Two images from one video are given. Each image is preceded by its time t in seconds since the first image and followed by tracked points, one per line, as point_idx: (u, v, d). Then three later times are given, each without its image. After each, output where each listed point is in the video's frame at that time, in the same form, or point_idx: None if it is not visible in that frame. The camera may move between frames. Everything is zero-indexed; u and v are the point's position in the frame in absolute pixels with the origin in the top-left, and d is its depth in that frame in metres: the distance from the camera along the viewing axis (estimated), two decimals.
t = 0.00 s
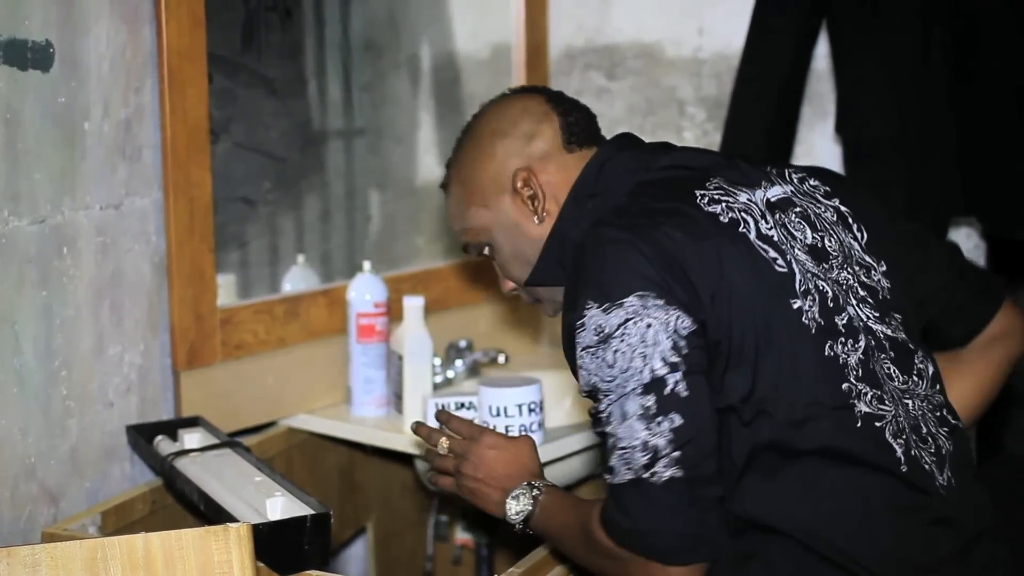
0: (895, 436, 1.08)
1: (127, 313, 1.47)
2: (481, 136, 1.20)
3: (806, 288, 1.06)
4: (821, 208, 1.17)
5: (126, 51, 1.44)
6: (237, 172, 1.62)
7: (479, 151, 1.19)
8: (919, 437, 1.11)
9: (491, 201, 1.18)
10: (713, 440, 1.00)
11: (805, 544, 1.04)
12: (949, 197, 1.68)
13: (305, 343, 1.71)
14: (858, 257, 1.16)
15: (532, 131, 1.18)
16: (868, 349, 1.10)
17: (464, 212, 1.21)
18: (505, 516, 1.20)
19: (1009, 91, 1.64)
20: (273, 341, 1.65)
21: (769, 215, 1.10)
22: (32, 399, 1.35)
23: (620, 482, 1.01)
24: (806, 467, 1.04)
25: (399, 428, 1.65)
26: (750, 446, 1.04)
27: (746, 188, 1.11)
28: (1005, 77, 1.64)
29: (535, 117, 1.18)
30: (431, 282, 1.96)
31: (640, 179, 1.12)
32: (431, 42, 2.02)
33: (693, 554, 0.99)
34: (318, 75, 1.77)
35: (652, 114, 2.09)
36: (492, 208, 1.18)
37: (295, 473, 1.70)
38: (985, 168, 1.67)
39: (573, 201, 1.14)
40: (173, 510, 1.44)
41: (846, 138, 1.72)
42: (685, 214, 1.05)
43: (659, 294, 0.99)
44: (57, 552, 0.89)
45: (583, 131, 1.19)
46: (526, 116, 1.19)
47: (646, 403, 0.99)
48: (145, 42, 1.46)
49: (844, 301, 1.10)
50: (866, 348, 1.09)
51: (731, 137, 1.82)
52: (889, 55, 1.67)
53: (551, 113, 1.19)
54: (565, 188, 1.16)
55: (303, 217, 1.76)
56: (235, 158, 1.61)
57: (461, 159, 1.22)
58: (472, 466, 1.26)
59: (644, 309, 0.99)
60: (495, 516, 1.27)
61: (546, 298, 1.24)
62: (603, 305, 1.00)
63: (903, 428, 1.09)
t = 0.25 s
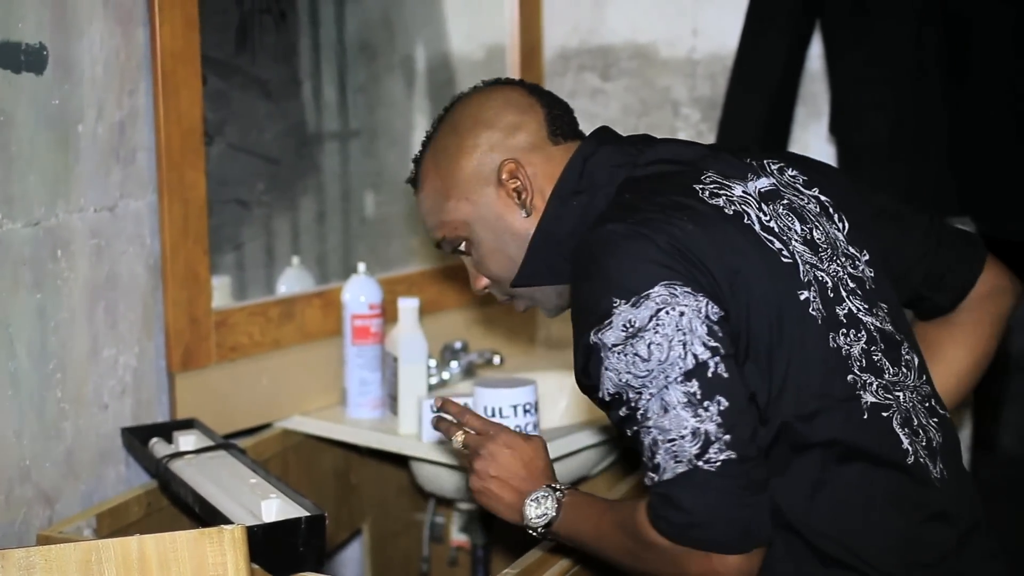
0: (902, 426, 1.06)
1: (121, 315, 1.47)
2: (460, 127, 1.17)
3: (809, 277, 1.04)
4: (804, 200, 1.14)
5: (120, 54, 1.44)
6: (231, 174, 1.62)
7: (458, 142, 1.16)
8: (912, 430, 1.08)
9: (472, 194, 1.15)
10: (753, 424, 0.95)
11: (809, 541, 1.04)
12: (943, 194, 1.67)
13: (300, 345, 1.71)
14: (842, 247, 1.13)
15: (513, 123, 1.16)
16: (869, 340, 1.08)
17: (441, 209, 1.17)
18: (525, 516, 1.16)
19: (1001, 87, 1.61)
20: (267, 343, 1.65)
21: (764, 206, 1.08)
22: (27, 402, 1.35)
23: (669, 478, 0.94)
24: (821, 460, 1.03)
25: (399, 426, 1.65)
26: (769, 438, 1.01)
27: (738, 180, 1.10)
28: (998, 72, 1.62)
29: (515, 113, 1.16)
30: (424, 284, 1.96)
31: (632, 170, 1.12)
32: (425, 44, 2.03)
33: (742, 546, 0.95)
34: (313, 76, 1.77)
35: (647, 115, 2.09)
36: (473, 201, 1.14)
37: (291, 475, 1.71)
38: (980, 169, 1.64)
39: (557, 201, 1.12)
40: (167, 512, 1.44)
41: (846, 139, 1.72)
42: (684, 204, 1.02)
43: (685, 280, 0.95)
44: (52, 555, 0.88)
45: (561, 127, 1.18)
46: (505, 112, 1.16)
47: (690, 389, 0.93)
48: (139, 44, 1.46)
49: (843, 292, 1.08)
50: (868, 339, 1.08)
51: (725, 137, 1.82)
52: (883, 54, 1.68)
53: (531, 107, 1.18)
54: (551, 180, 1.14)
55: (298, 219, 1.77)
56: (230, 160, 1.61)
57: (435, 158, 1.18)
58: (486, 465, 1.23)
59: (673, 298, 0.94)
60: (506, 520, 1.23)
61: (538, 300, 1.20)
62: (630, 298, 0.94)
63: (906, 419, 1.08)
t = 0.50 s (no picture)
0: (905, 432, 1.06)
1: (118, 316, 1.47)
2: (440, 158, 1.16)
3: (810, 282, 1.03)
4: (800, 201, 1.14)
5: (116, 55, 1.44)
6: (227, 175, 1.62)
7: (440, 174, 1.16)
8: (914, 434, 1.08)
9: (458, 224, 1.16)
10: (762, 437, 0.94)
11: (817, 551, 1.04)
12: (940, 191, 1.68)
13: (298, 346, 1.72)
14: (840, 249, 1.13)
15: (486, 150, 1.13)
16: (869, 343, 1.07)
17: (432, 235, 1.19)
18: (529, 464, 1.16)
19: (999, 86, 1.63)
20: (264, 344, 1.65)
21: (761, 211, 1.07)
22: (24, 403, 1.35)
23: (675, 492, 0.92)
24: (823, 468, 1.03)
25: (395, 426, 1.66)
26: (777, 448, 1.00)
27: (734, 185, 1.09)
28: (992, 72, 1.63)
29: (488, 134, 1.14)
30: (420, 284, 1.96)
31: (629, 174, 1.11)
32: (422, 44, 2.03)
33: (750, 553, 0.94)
34: (310, 77, 1.78)
35: (644, 115, 2.09)
36: (459, 233, 1.16)
37: (288, 476, 1.71)
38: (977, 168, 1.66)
39: (548, 207, 1.10)
40: (165, 513, 1.44)
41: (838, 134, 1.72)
42: (683, 216, 0.99)
43: (690, 296, 0.93)
44: (49, 556, 0.88)
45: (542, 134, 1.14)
46: (480, 133, 1.14)
47: (697, 405, 0.91)
48: (135, 45, 1.46)
49: (841, 296, 1.07)
50: (868, 343, 1.07)
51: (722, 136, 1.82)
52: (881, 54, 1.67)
53: (506, 124, 1.14)
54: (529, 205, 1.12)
55: (296, 220, 1.77)
56: (226, 161, 1.61)
57: (422, 180, 1.18)
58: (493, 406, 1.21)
59: (677, 313, 0.92)
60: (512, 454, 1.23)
61: (537, 305, 1.20)
62: (634, 314, 0.92)
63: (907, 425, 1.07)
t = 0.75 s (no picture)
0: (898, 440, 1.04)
1: (116, 316, 1.47)
2: (443, 185, 1.18)
3: (804, 287, 1.01)
4: (805, 201, 1.14)
5: (114, 55, 1.44)
6: (225, 175, 1.62)
7: (444, 201, 1.18)
8: (914, 438, 1.07)
9: (468, 247, 1.18)
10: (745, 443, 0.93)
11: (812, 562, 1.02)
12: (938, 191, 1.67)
13: (296, 346, 1.72)
14: (845, 250, 1.13)
15: (479, 174, 1.14)
16: (864, 349, 1.05)
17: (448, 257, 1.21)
18: (530, 450, 1.14)
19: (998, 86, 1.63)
20: (262, 344, 1.65)
21: (757, 213, 1.05)
22: (22, 404, 1.35)
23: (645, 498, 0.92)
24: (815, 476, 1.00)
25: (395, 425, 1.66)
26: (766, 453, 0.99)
27: (731, 186, 1.08)
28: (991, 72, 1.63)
29: (479, 160, 1.14)
30: (419, 284, 1.96)
31: (629, 175, 1.11)
32: (420, 44, 2.03)
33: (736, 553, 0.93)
34: (308, 77, 1.78)
35: (642, 115, 2.09)
36: (472, 256, 1.18)
37: (286, 475, 1.71)
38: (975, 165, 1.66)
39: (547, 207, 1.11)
40: (162, 513, 1.44)
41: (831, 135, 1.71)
42: (673, 218, 0.98)
43: (667, 301, 0.92)
44: (46, 557, 0.88)
45: (531, 149, 1.14)
46: (473, 157, 1.15)
47: (669, 412, 0.90)
48: (132, 45, 1.46)
49: (837, 300, 1.05)
50: (862, 348, 1.05)
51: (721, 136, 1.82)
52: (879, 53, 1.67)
53: (494, 145, 1.14)
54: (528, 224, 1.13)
55: (294, 220, 1.77)
56: (224, 161, 1.61)
57: (433, 203, 1.20)
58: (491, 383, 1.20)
59: (653, 319, 0.91)
60: (512, 429, 1.22)
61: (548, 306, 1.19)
62: (611, 318, 0.92)
63: (899, 431, 1.05)
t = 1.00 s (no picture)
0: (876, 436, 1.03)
1: (108, 315, 1.47)
2: (450, 180, 1.20)
3: (782, 278, 1.00)
4: (802, 196, 1.12)
5: (105, 53, 1.44)
6: (218, 173, 1.61)
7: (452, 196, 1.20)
8: (898, 431, 1.07)
9: (476, 241, 1.21)
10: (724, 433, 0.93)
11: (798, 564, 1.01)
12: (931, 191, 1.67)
13: (289, 344, 1.71)
14: (841, 247, 1.11)
15: (478, 172, 1.16)
16: (847, 342, 1.04)
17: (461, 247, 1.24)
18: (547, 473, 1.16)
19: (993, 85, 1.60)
20: (255, 342, 1.65)
21: (737, 207, 1.05)
22: (14, 402, 1.35)
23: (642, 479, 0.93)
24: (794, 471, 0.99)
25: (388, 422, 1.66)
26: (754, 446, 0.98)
27: (716, 180, 1.07)
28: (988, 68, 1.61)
29: (479, 158, 1.16)
30: (414, 282, 1.96)
31: (621, 172, 1.11)
32: (413, 42, 2.03)
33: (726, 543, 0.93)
34: (301, 75, 1.77)
35: (634, 112, 2.09)
36: (482, 250, 1.21)
37: (279, 474, 1.71)
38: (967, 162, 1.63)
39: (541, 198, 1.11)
40: (155, 512, 1.44)
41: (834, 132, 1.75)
42: (649, 211, 0.99)
43: (635, 278, 0.93)
44: (38, 556, 0.88)
45: (528, 147, 1.15)
46: (471, 156, 1.18)
47: (648, 386, 0.91)
48: (124, 44, 1.46)
49: (821, 293, 1.04)
50: (845, 342, 1.04)
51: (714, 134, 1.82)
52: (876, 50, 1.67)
53: (493, 143, 1.16)
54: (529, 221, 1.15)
55: (287, 218, 1.77)
56: (216, 159, 1.61)
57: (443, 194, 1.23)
58: (513, 408, 1.25)
59: (623, 297, 0.92)
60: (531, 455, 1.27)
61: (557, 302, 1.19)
62: (583, 302, 0.93)
63: (879, 425, 1.04)
